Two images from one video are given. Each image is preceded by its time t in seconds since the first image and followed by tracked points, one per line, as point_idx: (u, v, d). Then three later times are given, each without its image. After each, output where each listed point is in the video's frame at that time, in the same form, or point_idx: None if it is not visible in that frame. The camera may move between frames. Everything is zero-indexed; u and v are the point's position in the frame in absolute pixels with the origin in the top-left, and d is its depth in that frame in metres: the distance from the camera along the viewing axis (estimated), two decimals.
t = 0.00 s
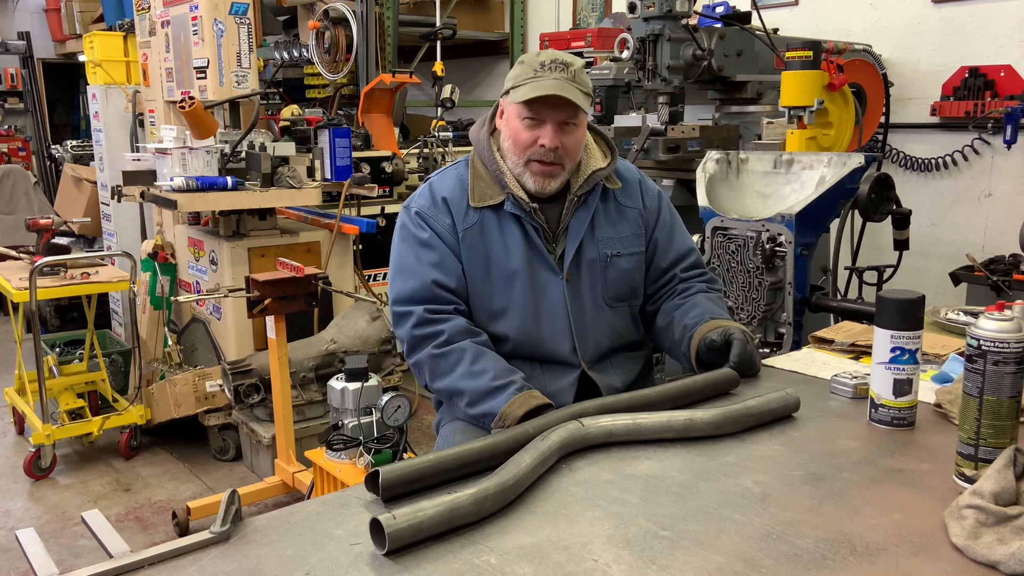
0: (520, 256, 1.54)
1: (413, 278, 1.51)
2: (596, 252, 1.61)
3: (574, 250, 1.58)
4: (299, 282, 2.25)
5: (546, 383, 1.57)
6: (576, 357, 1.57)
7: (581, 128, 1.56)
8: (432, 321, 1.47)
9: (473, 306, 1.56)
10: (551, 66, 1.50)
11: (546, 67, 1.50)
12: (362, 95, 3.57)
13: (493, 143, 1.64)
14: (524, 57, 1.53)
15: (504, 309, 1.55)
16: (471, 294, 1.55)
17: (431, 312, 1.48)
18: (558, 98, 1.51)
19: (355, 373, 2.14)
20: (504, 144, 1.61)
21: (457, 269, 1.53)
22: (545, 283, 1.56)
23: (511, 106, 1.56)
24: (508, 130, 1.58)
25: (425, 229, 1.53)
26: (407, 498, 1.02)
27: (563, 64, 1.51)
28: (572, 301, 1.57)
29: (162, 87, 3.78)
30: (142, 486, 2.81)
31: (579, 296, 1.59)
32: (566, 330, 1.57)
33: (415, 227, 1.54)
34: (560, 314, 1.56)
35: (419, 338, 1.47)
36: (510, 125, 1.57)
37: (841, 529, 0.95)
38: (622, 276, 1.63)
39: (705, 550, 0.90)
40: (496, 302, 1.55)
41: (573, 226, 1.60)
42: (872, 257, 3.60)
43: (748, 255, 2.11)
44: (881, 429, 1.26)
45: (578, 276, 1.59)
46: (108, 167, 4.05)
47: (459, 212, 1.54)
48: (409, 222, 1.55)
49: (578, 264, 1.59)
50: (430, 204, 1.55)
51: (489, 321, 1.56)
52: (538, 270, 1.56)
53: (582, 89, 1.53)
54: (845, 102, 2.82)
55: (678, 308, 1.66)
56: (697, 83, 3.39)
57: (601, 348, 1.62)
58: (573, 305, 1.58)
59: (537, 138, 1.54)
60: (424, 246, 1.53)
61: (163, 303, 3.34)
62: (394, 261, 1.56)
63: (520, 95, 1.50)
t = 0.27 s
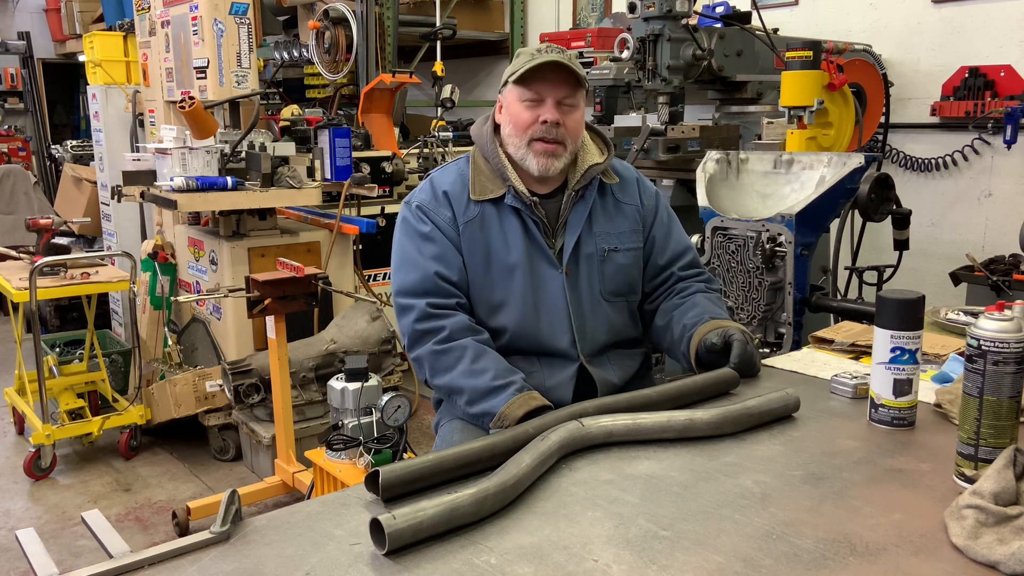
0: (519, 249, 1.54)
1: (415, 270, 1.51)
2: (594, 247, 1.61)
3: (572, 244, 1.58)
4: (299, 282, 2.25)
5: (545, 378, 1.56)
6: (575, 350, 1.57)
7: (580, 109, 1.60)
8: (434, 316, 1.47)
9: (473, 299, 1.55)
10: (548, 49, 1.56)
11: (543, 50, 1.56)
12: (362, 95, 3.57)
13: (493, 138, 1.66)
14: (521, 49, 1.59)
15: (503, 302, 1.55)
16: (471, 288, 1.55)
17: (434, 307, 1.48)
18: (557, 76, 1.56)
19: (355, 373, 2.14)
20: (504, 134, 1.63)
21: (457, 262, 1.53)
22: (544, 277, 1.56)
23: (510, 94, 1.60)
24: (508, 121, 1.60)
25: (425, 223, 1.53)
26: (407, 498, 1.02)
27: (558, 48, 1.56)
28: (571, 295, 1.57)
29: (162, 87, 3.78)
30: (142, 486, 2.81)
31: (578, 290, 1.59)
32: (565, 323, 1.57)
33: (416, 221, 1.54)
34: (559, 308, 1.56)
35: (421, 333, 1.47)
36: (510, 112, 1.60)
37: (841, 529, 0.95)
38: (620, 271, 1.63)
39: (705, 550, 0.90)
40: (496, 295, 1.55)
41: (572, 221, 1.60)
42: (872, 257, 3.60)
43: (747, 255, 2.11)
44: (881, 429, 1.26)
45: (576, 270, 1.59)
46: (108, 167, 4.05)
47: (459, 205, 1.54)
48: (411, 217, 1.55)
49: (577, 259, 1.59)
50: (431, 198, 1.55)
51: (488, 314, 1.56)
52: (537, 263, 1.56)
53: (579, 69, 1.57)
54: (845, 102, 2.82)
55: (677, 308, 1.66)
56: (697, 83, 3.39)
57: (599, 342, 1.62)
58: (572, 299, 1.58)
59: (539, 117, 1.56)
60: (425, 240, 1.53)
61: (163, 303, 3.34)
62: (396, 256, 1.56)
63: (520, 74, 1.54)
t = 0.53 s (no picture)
0: (521, 246, 1.54)
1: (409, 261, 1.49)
2: (596, 245, 1.61)
3: (575, 242, 1.58)
4: (299, 282, 2.25)
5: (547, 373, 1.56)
6: (576, 346, 1.57)
7: (585, 113, 1.63)
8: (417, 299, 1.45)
9: (473, 294, 1.56)
10: (557, 52, 1.59)
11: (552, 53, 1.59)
12: (362, 95, 3.57)
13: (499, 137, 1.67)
14: (528, 51, 1.62)
15: (504, 298, 1.55)
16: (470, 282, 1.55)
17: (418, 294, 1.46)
18: (565, 79, 1.59)
19: (355, 373, 2.14)
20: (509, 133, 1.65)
21: (457, 258, 1.53)
22: (546, 274, 1.57)
23: (518, 95, 1.62)
24: (515, 120, 1.63)
25: (425, 219, 1.53)
26: (407, 498, 1.02)
27: (568, 51, 1.59)
28: (572, 292, 1.58)
29: (162, 87, 3.78)
30: (142, 486, 2.81)
31: (579, 287, 1.59)
32: (567, 320, 1.56)
33: (413, 219, 1.54)
34: (561, 304, 1.56)
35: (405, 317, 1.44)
36: (517, 113, 1.62)
37: (841, 529, 0.95)
38: (622, 269, 1.63)
39: (705, 550, 0.90)
40: (497, 290, 1.55)
41: (574, 219, 1.61)
42: (872, 257, 3.60)
43: (748, 255, 2.11)
44: (881, 429, 1.26)
45: (578, 268, 1.59)
46: (108, 167, 4.05)
47: (461, 201, 1.55)
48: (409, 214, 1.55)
49: (578, 256, 1.60)
50: (432, 194, 1.55)
51: (488, 309, 1.56)
52: (540, 261, 1.57)
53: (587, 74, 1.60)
54: (845, 103, 2.82)
55: (679, 306, 1.66)
56: (697, 83, 3.39)
57: (600, 339, 1.61)
58: (573, 296, 1.58)
59: (544, 119, 1.59)
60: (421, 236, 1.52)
61: (163, 303, 3.34)
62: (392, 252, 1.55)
63: (528, 76, 1.56)
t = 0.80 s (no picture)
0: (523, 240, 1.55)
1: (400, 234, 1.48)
2: (598, 243, 1.61)
3: (576, 239, 1.59)
4: (299, 282, 2.25)
5: (546, 371, 1.55)
6: (575, 342, 1.56)
7: (588, 113, 1.64)
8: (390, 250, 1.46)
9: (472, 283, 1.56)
10: (562, 50, 1.61)
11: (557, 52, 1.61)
12: (362, 95, 3.57)
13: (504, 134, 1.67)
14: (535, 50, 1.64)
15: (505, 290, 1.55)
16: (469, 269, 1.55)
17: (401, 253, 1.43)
18: (569, 77, 1.60)
19: (355, 373, 2.14)
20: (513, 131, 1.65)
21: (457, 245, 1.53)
22: (545, 269, 1.56)
23: (522, 92, 1.63)
24: (519, 117, 1.63)
25: (425, 205, 1.53)
26: (407, 498, 1.02)
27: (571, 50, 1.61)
28: (572, 289, 1.57)
29: (162, 87, 3.78)
30: (142, 486, 2.81)
31: (580, 285, 1.59)
32: (566, 317, 1.56)
33: (413, 205, 1.54)
34: (560, 300, 1.55)
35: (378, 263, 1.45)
36: (521, 110, 1.63)
37: (841, 529, 0.95)
38: (623, 269, 1.63)
39: (705, 550, 0.90)
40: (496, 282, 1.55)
41: (577, 216, 1.61)
42: (872, 257, 3.60)
43: (747, 255, 2.11)
44: (881, 429, 1.26)
45: (579, 265, 1.59)
46: (108, 167, 4.05)
47: (464, 191, 1.56)
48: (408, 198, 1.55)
49: (579, 254, 1.60)
50: (435, 183, 1.57)
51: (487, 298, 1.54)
52: (540, 257, 1.56)
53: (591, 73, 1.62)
54: (845, 103, 2.82)
55: (683, 306, 1.66)
56: (697, 83, 3.39)
57: (599, 337, 1.61)
58: (573, 292, 1.58)
59: (549, 116, 1.59)
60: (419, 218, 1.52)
61: (163, 303, 3.34)
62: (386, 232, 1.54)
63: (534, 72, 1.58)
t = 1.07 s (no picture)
0: (525, 245, 1.55)
1: (424, 256, 1.50)
2: (597, 243, 1.61)
3: (576, 241, 1.59)
4: (299, 282, 2.25)
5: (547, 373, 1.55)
6: (578, 346, 1.57)
7: (583, 113, 1.64)
8: (445, 295, 1.45)
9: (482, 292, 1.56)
10: (555, 51, 1.60)
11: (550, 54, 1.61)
12: (362, 95, 3.57)
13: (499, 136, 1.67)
14: (528, 51, 1.64)
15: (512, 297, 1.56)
16: (480, 278, 1.55)
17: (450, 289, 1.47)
18: (563, 79, 1.60)
19: (355, 373, 2.14)
20: (509, 133, 1.66)
21: (466, 255, 1.53)
22: (547, 273, 1.57)
23: (517, 95, 1.63)
24: (514, 120, 1.64)
25: (432, 218, 1.53)
26: (407, 498, 1.02)
27: (565, 51, 1.61)
28: (574, 291, 1.58)
29: (162, 87, 3.78)
30: (142, 486, 2.81)
31: (581, 286, 1.59)
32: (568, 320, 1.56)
33: (422, 216, 1.54)
34: (562, 303, 1.56)
35: (437, 313, 1.45)
36: (516, 112, 1.63)
37: (841, 529, 0.95)
38: (623, 268, 1.63)
39: (705, 550, 0.90)
40: (503, 289, 1.55)
41: (575, 218, 1.61)
42: (872, 257, 3.60)
43: (748, 254, 2.11)
44: (881, 429, 1.26)
45: (579, 267, 1.59)
46: (108, 167, 4.05)
47: (467, 200, 1.55)
48: (418, 213, 1.55)
49: (579, 256, 1.60)
50: (438, 193, 1.55)
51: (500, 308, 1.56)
52: (542, 261, 1.57)
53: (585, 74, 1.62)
54: (845, 103, 2.82)
55: (679, 307, 1.65)
56: (697, 83, 3.39)
57: (601, 337, 1.61)
58: (575, 294, 1.58)
59: (544, 118, 1.60)
60: (433, 234, 1.53)
61: (163, 303, 3.34)
62: (403, 250, 1.55)
63: (528, 74, 1.58)
